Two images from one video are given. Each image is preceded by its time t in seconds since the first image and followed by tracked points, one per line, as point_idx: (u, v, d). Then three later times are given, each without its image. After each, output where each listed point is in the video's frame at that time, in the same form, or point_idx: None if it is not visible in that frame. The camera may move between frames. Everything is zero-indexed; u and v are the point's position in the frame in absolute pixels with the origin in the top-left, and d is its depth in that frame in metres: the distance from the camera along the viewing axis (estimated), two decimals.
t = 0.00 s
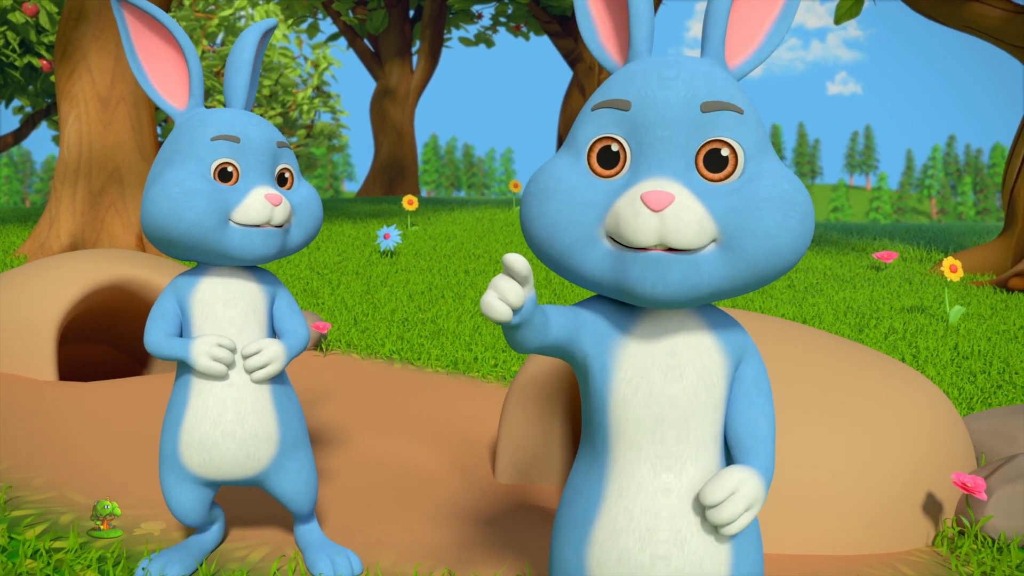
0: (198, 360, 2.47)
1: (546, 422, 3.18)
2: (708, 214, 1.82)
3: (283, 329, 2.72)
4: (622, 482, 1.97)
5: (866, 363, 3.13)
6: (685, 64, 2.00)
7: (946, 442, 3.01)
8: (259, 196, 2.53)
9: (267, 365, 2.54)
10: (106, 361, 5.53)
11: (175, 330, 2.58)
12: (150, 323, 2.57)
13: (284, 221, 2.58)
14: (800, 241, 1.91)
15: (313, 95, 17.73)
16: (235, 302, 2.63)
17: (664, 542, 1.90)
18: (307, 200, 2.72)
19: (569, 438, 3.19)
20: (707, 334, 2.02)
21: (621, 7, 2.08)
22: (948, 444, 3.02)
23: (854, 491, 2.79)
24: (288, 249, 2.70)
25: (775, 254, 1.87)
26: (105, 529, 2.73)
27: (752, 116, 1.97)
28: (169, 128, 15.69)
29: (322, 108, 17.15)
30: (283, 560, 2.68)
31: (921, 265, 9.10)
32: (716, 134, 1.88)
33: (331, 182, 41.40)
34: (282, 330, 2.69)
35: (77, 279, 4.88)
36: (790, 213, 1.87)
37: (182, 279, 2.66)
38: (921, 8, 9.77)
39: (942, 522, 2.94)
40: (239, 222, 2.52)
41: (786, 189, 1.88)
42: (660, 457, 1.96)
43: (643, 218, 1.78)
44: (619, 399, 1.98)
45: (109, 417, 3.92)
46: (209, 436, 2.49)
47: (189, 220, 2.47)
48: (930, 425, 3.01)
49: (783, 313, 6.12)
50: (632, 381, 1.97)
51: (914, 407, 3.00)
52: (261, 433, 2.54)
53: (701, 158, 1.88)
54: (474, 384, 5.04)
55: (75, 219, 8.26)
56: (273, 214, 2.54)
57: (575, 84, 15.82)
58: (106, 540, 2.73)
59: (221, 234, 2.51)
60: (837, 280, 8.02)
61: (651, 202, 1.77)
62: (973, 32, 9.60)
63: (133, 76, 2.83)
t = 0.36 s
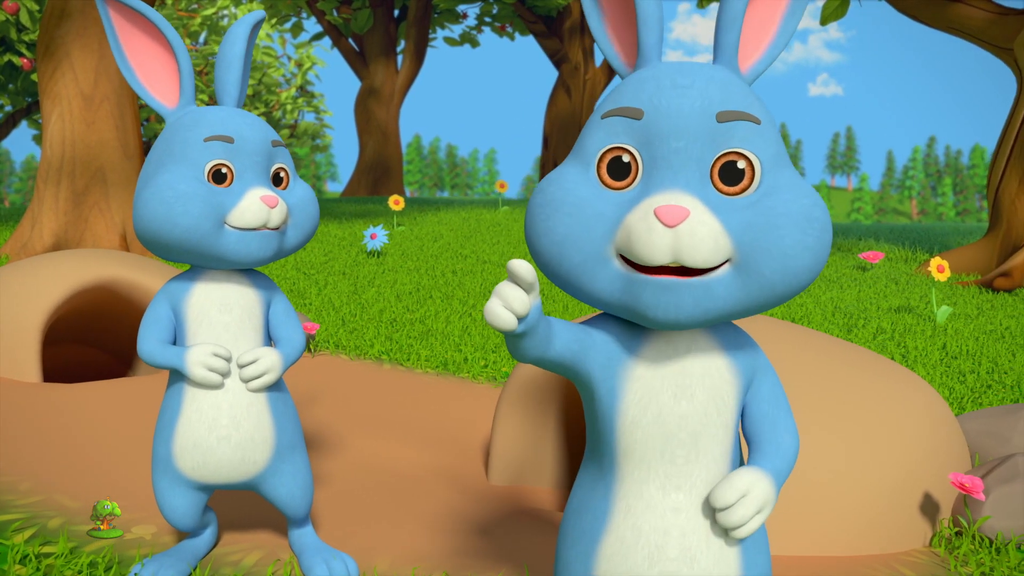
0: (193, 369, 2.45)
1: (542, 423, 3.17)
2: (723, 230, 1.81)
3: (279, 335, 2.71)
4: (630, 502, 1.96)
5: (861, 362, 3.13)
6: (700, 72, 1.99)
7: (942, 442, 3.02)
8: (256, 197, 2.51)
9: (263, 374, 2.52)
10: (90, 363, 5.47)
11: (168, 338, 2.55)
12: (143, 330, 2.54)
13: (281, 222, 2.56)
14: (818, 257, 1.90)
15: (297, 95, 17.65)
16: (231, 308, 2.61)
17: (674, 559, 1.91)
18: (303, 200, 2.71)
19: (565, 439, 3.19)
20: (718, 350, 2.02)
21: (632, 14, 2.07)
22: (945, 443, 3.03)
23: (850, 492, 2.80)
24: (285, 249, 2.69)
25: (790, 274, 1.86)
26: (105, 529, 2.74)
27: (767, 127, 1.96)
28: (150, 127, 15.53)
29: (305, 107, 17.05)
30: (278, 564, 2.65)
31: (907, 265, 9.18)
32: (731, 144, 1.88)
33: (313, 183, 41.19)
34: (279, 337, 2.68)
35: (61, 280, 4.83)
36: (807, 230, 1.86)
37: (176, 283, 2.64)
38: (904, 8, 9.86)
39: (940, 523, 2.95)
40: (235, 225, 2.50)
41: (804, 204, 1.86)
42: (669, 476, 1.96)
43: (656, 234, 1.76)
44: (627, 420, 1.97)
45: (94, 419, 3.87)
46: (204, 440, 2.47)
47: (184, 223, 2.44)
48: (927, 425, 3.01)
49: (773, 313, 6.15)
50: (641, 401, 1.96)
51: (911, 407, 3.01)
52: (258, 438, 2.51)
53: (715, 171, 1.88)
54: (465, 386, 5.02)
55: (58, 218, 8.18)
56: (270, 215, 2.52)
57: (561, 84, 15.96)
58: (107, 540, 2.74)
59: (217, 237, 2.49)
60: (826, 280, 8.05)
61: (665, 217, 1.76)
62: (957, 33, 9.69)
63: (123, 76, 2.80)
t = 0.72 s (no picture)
0: (196, 388, 2.44)
1: (542, 423, 3.17)
2: (758, 226, 1.85)
3: (286, 348, 2.66)
4: (642, 469, 1.98)
5: (859, 362, 3.14)
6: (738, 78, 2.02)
7: (939, 443, 3.03)
8: (260, 221, 2.47)
9: (267, 393, 2.51)
10: (75, 364, 5.41)
11: (173, 351, 2.53)
12: (147, 342, 2.52)
13: (284, 247, 2.52)
14: (844, 258, 1.93)
15: (281, 95, 17.55)
16: (236, 322, 2.58)
17: (686, 518, 1.93)
18: (313, 217, 2.65)
19: (563, 439, 3.18)
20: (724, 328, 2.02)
21: (675, 24, 2.11)
22: (942, 443, 3.05)
23: (847, 493, 2.81)
24: (292, 266, 2.64)
25: (816, 272, 1.89)
26: (105, 529, 2.75)
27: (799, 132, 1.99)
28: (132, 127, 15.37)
29: (290, 107, 16.95)
30: (275, 567, 2.64)
31: (894, 265, 9.26)
32: (766, 145, 1.90)
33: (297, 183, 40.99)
34: (285, 350, 2.63)
35: (46, 281, 4.78)
36: (836, 230, 1.89)
37: (180, 295, 2.61)
38: (892, 9, 9.91)
39: (937, 523, 2.97)
40: (236, 247, 2.48)
41: (834, 205, 1.90)
42: (678, 444, 1.97)
43: (695, 226, 1.79)
44: (638, 397, 2.01)
45: (83, 421, 3.83)
46: (209, 451, 2.47)
47: (184, 245, 2.44)
48: (925, 426, 3.03)
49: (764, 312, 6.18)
50: (652, 387, 2.00)
51: (908, 406, 3.03)
52: (263, 449, 2.52)
53: (751, 170, 1.90)
54: (457, 387, 5.01)
55: (42, 218, 8.12)
56: (272, 241, 2.48)
57: (547, 84, 16.04)
58: (108, 540, 2.75)
59: (217, 260, 2.48)
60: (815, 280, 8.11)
61: (704, 210, 1.79)
62: (945, 35, 9.76)
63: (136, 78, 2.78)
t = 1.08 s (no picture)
0: (213, 367, 2.44)
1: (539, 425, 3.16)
2: (697, 222, 1.83)
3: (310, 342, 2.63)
4: (633, 466, 1.98)
5: (856, 363, 3.15)
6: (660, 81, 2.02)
7: (936, 444, 3.05)
8: (264, 194, 2.48)
9: (285, 378, 2.49)
10: (62, 367, 5.37)
11: (197, 335, 2.54)
12: (174, 324, 2.54)
13: (292, 222, 2.50)
14: (788, 238, 1.90)
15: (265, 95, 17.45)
16: (260, 309, 2.58)
17: (679, 515, 1.92)
18: (330, 201, 2.62)
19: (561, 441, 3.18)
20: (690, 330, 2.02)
21: (593, 30, 2.09)
22: (938, 443, 3.06)
23: (845, 494, 2.82)
24: (305, 252, 2.59)
25: (765, 255, 1.86)
26: (105, 529, 2.76)
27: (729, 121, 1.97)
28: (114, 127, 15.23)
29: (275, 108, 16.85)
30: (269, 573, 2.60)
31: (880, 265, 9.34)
32: (696, 139, 1.89)
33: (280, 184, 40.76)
34: (309, 343, 2.60)
35: (30, 282, 4.72)
36: (774, 213, 1.87)
37: (210, 281, 2.63)
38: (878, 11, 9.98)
39: (933, 522, 2.98)
40: (243, 220, 2.48)
41: (773, 188, 1.88)
42: (667, 442, 1.97)
43: (636, 231, 1.78)
44: (618, 399, 2.00)
45: (71, 424, 3.79)
46: (230, 443, 2.46)
47: (192, 214, 2.46)
48: (922, 426, 3.04)
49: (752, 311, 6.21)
50: (628, 392, 2.00)
51: (906, 407, 3.04)
52: (285, 444, 2.50)
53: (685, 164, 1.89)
54: (448, 388, 4.99)
55: (24, 218, 8.04)
56: (277, 213, 2.47)
57: (533, 84, 16.05)
58: (108, 540, 2.76)
59: (224, 232, 2.48)
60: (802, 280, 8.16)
61: (643, 214, 1.78)
62: (930, 36, 9.86)
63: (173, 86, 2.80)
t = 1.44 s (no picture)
0: (209, 359, 2.42)
1: (536, 427, 3.16)
2: (770, 240, 1.84)
3: (307, 336, 2.61)
4: (655, 476, 1.97)
5: (854, 364, 3.16)
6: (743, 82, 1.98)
7: (934, 444, 3.07)
8: (261, 186, 2.46)
9: (282, 370, 2.47)
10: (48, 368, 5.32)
11: (193, 328, 2.52)
12: (169, 318, 2.52)
13: (288, 216, 2.48)
14: (858, 263, 1.93)
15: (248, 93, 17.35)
16: (256, 302, 2.56)
17: (702, 526, 1.92)
18: (326, 196, 2.60)
19: (560, 441, 3.19)
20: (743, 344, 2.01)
21: (660, 23, 2.02)
22: (937, 444, 3.08)
23: (843, 495, 2.83)
24: (300, 248, 2.57)
25: (833, 276, 1.89)
26: (105, 529, 2.77)
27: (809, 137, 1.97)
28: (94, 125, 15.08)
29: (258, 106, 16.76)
30: None
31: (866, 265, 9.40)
32: (776, 156, 1.89)
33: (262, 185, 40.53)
34: (305, 337, 2.59)
35: (14, 283, 4.65)
36: (850, 236, 1.89)
37: (205, 276, 2.61)
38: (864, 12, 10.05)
39: (931, 523, 3.00)
40: (240, 213, 2.46)
41: (846, 213, 1.89)
42: (690, 452, 1.96)
43: (707, 243, 1.78)
44: (648, 406, 1.99)
45: (58, 426, 3.75)
46: (226, 443, 2.45)
47: (188, 207, 2.45)
48: (920, 428, 3.06)
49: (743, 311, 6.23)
50: (661, 400, 1.98)
51: (902, 406, 3.06)
52: (281, 443, 2.48)
53: (762, 180, 1.89)
54: (440, 388, 4.98)
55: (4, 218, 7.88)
56: (273, 206, 2.45)
57: (518, 84, 16.06)
58: (107, 540, 2.77)
59: (219, 224, 2.46)
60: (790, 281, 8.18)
61: (716, 228, 1.78)
62: (915, 37, 9.95)
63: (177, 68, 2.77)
